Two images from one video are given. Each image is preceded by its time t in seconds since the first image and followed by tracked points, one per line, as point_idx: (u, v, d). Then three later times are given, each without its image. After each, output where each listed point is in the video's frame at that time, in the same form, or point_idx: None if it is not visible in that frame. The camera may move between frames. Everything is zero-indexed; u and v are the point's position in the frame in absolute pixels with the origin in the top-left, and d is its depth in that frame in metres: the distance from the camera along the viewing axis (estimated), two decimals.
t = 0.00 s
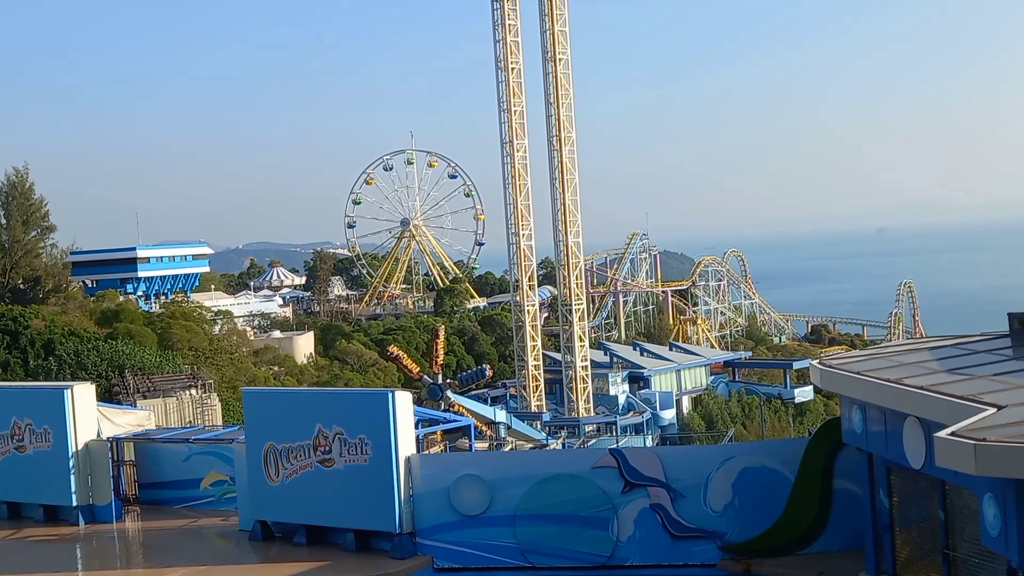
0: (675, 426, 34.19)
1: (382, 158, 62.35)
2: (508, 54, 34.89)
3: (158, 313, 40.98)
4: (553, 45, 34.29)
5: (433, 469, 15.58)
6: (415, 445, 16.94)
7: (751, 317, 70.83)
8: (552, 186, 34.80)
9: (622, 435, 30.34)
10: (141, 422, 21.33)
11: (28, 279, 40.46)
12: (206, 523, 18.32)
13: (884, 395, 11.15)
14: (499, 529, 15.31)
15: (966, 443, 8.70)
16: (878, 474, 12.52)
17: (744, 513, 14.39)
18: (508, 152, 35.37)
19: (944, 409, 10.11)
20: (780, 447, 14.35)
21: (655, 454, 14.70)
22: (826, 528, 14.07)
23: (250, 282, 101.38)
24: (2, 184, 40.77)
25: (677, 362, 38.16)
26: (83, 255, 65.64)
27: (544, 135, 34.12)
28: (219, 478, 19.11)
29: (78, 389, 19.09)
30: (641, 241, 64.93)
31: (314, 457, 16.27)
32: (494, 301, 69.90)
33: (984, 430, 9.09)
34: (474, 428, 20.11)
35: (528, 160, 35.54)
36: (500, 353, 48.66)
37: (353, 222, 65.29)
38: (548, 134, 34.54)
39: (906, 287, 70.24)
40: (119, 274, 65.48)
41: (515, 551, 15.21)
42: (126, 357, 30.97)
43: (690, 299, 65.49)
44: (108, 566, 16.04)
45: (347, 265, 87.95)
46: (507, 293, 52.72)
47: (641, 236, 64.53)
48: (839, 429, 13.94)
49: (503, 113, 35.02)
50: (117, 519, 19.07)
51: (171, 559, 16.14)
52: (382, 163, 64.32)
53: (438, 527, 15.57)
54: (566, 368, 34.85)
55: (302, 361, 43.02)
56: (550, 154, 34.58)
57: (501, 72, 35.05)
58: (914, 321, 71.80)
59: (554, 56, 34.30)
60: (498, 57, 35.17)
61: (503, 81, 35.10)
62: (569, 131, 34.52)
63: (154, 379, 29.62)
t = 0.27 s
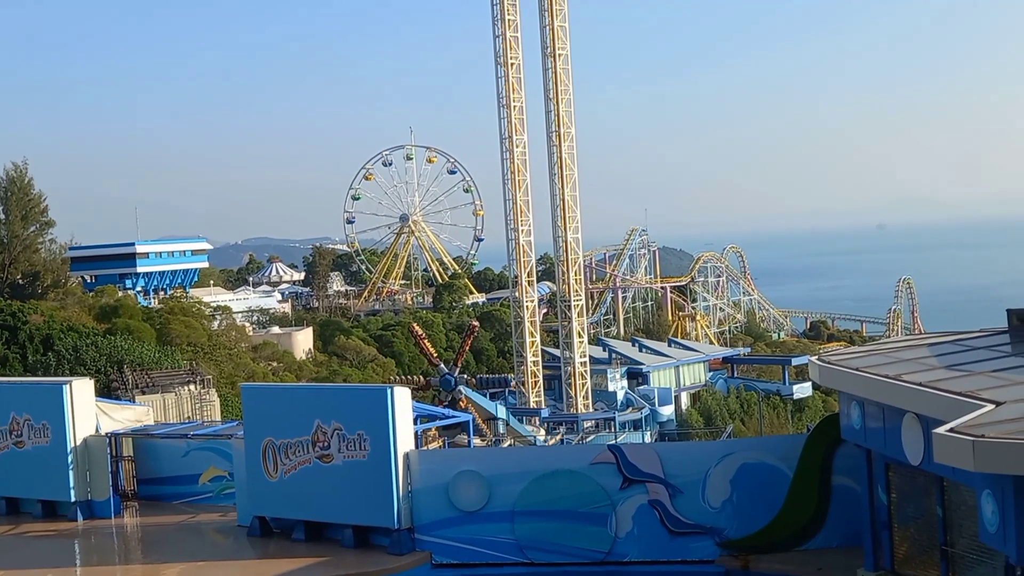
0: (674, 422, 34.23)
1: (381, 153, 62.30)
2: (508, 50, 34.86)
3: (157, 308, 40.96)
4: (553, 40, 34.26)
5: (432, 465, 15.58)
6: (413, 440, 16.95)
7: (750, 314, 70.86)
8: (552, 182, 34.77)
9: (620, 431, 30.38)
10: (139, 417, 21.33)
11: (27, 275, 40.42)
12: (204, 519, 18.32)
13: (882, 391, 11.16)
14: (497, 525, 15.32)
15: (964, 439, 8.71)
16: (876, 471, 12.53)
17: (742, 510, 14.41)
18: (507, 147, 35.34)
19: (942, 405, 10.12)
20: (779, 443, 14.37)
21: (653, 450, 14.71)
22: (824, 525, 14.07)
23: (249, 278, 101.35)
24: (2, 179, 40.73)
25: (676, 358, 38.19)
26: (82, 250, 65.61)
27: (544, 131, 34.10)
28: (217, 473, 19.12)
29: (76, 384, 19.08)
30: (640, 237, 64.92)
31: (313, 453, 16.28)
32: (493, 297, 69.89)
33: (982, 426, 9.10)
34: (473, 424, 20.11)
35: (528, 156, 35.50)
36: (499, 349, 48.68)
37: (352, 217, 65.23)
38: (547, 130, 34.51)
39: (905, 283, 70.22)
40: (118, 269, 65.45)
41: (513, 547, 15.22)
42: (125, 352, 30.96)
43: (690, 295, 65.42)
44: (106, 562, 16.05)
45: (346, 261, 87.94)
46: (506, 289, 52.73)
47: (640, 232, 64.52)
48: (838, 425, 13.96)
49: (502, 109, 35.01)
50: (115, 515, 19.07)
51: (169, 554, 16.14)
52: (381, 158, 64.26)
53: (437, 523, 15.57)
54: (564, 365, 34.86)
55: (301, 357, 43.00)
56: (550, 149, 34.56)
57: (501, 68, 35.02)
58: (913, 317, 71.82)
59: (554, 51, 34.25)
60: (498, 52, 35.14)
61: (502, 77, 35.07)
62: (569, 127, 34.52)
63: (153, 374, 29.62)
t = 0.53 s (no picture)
0: (658, 425, 34.32)
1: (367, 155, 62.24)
2: (494, 52, 34.89)
3: (141, 309, 40.81)
4: (539, 43, 34.29)
5: (416, 468, 15.56)
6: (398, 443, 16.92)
7: (735, 318, 71.07)
8: (538, 185, 34.79)
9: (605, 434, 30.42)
10: (123, 419, 21.23)
11: (10, 275, 40.20)
12: (188, 522, 18.24)
13: (867, 395, 11.20)
14: (482, 529, 15.31)
15: (948, 443, 8.74)
16: (860, 475, 12.58)
17: (726, 514, 14.44)
18: (493, 150, 35.35)
19: (926, 410, 10.16)
20: (764, 448, 14.39)
21: (638, 453, 14.72)
22: (808, 529, 14.12)
23: (234, 279, 101.08)
24: None
25: (661, 362, 38.27)
26: (66, 251, 65.32)
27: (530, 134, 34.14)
28: (201, 476, 19.02)
29: (60, 386, 18.98)
30: (626, 240, 65.05)
31: (297, 455, 16.23)
32: (479, 300, 69.90)
33: (966, 431, 9.14)
34: (458, 427, 20.08)
35: (514, 159, 35.52)
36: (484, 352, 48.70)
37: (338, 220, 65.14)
38: (534, 133, 34.55)
39: (890, 288, 70.49)
40: (102, 271, 65.18)
41: (497, 550, 15.22)
42: (109, 354, 30.84)
43: (675, 299, 65.52)
44: (88, 564, 15.97)
45: (332, 263, 87.83)
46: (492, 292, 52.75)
47: (626, 236, 64.65)
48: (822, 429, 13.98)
49: (488, 111, 35.04)
50: (98, 517, 18.98)
51: (153, 557, 16.07)
52: (367, 160, 64.19)
53: (421, 526, 15.57)
54: (550, 368, 34.89)
55: (286, 359, 42.89)
56: (536, 152, 34.61)
57: (487, 71, 35.04)
58: (897, 322, 72.18)
59: (540, 54, 34.28)
60: (485, 55, 35.17)
61: (489, 79, 35.10)
62: (555, 130, 34.56)
63: (137, 376, 29.52)
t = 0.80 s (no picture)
0: (650, 471, 34.26)
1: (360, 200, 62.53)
2: (488, 98, 35.19)
3: (132, 352, 40.71)
4: (533, 90, 34.59)
5: (407, 513, 15.50)
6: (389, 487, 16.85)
7: (727, 363, 71.09)
8: (531, 230, 34.95)
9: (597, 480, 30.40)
10: (114, 463, 21.09)
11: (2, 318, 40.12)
12: (177, 567, 18.10)
13: (857, 442, 11.25)
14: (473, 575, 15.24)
15: (939, 491, 8.77)
16: (853, 522, 12.59)
17: (717, 561, 14.35)
18: (487, 195, 35.57)
19: (916, 457, 10.20)
20: (756, 494, 14.21)
21: (629, 499, 14.68)
22: None
23: (226, 322, 100.92)
24: None
25: (653, 408, 38.23)
26: (58, 294, 65.26)
27: (523, 180, 34.36)
28: (190, 520, 18.85)
29: (50, 428, 18.91)
30: (618, 285, 65.19)
31: (287, 500, 16.16)
32: (471, 344, 69.86)
33: (957, 478, 9.17)
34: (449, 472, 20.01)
35: (507, 204, 35.73)
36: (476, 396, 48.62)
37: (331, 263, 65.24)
38: (527, 179, 34.78)
39: (881, 335, 70.65)
40: (94, 313, 65.08)
41: None
42: (100, 397, 30.75)
43: (667, 344, 65.54)
44: None
45: (324, 306, 87.82)
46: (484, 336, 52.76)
47: (619, 281, 64.79)
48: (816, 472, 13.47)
49: (482, 156, 35.28)
50: (86, 562, 18.79)
51: None
52: (361, 205, 64.42)
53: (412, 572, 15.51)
54: (541, 413, 34.84)
55: (277, 403, 42.74)
56: (529, 198, 34.82)
57: (481, 116, 35.33)
58: (889, 369, 72.19)
59: (534, 100, 34.60)
60: (479, 101, 35.48)
61: (483, 125, 35.38)
62: (548, 175, 34.77)
63: (128, 419, 29.41)
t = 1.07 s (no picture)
0: (648, 486, 34.21)
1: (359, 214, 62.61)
2: (486, 113, 35.28)
3: (129, 365, 40.68)
4: (531, 105, 34.68)
5: (404, 528, 15.46)
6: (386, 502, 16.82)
7: (725, 379, 71.06)
8: (529, 245, 34.97)
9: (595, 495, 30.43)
10: (110, 476, 21.03)
11: None
12: None
13: (856, 458, 11.24)
14: None
15: (937, 508, 8.76)
16: (851, 538, 12.57)
17: None
18: (485, 210, 35.63)
19: (914, 474, 10.20)
20: (753, 510, 14.11)
21: (627, 514, 14.65)
22: None
23: (224, 336, 100.89)
24: None
25: (651, 423, 38.18)
26: (55, 306, 65.26)
27: (521, 194, 34.43)
28: (186, 534, 18.59)
29: (47, 441, 18.84)
30: (616, 301, 65.19)
31: (284, 514, 16.13)
32: (469, 359, 69.81)
33: (955, 495, 9.17)
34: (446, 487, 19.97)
35: (505, 219, 35.78)
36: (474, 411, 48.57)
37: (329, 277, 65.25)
38: (525, 193, 34.85)
39: (879, 350, 70.68)
40: (92, 326, 65.05)
41: None
42: (97, 410, 30.70)
43: (665, 359, 65.51)
44: None
45: (322, 320, 87.81)
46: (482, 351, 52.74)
47: (617, 296, 64.79)
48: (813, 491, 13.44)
49: (480, 171, 35.36)
50: None
51: None
52: (359, 219, 64.49)
53: None
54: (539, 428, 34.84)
55: (275, 417, 42.69)
56: (527, 212, 34.88)
57: (480, 131, 35.41)
58: (887, 385, 72.15)
59: (532, 116, 34.68)
60: (477, 115, 35.57)
61: (481, 140, 35.46)
62: (546, 190, 34.84)
63: (124, 433, 29.39)
